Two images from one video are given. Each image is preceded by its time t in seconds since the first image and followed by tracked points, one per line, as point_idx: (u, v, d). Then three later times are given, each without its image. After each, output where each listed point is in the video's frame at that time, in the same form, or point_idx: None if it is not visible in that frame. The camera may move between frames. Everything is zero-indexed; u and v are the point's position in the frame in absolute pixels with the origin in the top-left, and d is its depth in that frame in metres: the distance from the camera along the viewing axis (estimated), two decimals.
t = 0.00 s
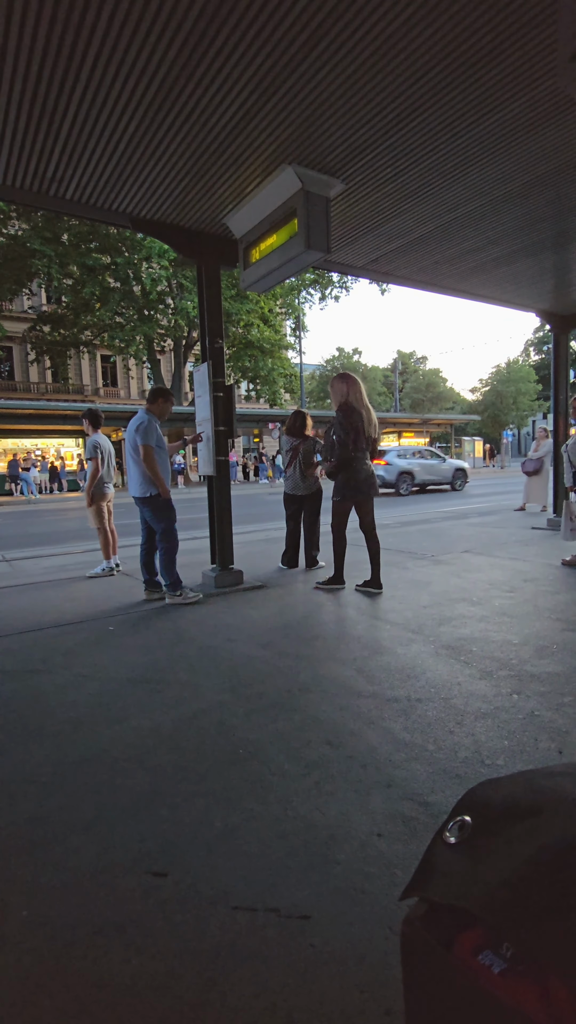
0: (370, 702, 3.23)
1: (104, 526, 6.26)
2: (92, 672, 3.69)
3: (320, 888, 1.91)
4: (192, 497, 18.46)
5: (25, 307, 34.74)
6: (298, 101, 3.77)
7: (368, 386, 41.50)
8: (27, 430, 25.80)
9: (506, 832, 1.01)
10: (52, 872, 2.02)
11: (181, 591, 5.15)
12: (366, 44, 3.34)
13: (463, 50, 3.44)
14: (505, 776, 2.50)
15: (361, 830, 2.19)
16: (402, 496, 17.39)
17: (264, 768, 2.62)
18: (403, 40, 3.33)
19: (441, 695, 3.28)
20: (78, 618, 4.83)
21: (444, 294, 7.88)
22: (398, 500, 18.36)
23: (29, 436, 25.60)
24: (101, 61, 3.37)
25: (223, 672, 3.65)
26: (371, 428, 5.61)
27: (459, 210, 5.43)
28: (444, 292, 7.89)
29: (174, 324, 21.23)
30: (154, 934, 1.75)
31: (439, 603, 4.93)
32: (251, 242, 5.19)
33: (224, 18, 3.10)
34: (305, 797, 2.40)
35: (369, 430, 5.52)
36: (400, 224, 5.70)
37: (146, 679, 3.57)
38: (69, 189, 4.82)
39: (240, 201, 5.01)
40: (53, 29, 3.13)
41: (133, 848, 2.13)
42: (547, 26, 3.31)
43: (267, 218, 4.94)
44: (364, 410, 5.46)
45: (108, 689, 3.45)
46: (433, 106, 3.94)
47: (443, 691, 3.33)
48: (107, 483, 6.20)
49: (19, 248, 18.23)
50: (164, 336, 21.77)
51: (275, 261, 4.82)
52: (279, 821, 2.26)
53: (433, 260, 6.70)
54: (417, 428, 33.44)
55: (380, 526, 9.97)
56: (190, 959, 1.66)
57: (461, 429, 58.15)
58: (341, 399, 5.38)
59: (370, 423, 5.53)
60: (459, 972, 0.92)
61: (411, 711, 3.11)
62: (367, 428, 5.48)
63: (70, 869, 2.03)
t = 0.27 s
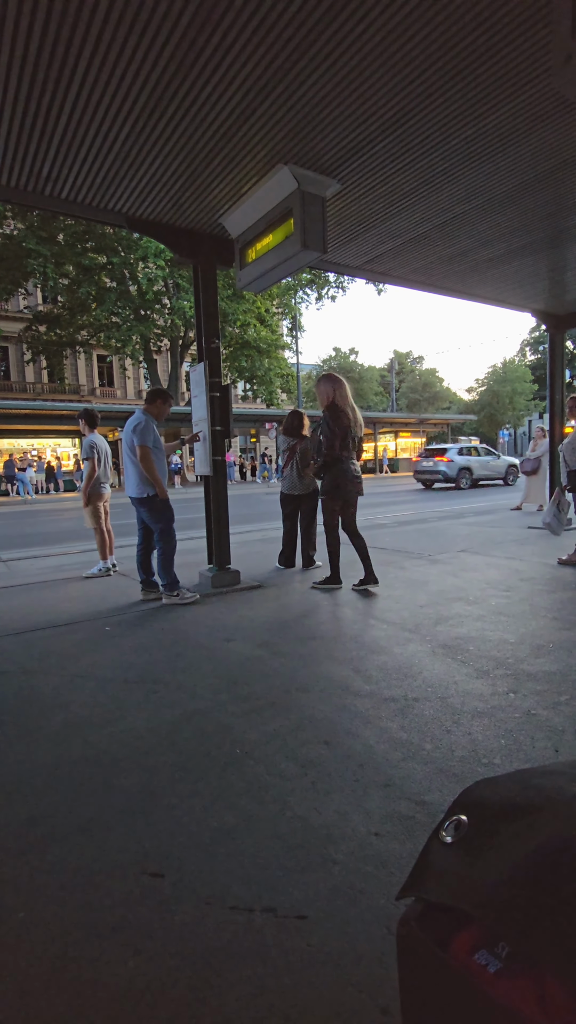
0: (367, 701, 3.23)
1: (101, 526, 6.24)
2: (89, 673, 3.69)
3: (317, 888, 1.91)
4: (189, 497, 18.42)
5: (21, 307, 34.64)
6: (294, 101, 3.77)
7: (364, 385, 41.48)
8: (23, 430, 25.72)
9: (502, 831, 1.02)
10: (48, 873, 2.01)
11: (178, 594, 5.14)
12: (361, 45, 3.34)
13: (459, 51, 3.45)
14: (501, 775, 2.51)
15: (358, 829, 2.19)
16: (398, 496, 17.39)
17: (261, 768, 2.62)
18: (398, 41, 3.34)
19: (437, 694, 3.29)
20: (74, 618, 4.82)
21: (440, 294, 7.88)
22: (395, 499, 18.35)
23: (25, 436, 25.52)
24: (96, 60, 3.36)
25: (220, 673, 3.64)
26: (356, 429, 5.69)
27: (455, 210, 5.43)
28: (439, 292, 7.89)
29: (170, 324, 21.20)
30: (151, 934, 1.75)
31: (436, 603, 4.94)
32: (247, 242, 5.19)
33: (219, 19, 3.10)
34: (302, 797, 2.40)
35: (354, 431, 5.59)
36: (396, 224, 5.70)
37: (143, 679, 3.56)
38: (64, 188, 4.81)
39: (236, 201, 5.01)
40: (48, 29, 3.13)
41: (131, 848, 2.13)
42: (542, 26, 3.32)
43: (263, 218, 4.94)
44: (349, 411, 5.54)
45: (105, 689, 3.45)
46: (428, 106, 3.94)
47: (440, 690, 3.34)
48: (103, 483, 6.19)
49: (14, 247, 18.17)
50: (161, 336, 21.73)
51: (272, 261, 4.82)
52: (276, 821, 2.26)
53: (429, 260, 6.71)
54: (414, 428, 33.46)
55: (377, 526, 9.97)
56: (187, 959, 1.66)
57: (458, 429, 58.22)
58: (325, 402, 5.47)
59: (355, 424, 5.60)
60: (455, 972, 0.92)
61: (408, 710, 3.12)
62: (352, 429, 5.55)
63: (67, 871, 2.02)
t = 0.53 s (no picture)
0: (364, 701, 3.24)
1: (99, 526, 6.24)
2: (86, 673, 3.68)
3: (315, 888, 1.92)
4: (187, 496, 18.39)
5: (18, 307, 34.58)
6: (291, 102, 3.77)
7: (362, 385, 41.48)
8: (20, 430, 25.67)
9: (498, 830, 1.02)
10: (46, 874, 2.01)
11: (176, 595, 5.14)
12: (358, 46, 3.34)
13: (456, 51, 3.45)
14: (499, 775, 2.51)
15: (355, 829, 2.19)
16: (396, 496, 17.40)
17: (259, 768, 2.62)
18: (395, 42, 3.34)
19: (435, 694, 3.29)
20: (72, 618, 4.82)
21: (437, 294, 7.89)
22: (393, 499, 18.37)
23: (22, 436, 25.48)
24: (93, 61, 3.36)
25: (218, 673, 3.65)
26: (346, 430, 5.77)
27: (452, 210, 5.44)
28: (437, 292, 7.90)
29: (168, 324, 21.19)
30: (149, 934, 1.75)
31: (434, 603, 4.94)
32: (245, 242, 5.20)
33: (216, 20, 3.10)
34: (300, 797, 2.41)
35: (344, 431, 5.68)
36: (394, 224, 5.71)
37: (141, 680, 3.56)
38: (61, 188, 4.81)
39: (233, 201, 5.01)
40: (45, 29, 3.13)
41: (129, 848, 2.13)
42: (539, 26, 3.32)
43: (261, 218, 4.94)
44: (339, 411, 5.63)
45: (103, 689, 3.45)
46: (426, 106, 3.95)
47: (438, 690, 3.34)
48: (101, 483, 6.18)
49: (11, 247, 18.13)
50: (158, 335, 21.71)
51: (269, 261, 4.82)
52: (274, 821, 2.26)
53: (427, 260, 6.72)
54: (412, 428, 33.49)
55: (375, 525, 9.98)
56: (185, 959, 1.66)
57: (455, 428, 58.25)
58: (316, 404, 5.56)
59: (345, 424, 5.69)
60: (451, 970, 0.93)
61: (406, 710, 3.12)
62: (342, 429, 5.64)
63: (65, 871, 2.02)
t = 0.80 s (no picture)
0: (363, 701, 3.24)
1: (97, 526, 6.23)
2: (86, 673, 3.68)
3: (314, 887, 1.92)
4: (185, 497, 18.38)
5: (16, 306, 34.53)
6: (290, 102, 3.77)
7: (360, 385, 41.51)
8: (18, 430, 25.64)
9: (498, 828, 1.02)
10: (45, 874, 2.01)
11: (174, 594, 5.14)
12: (357, 46, 3.35)
13: (455, 51, 3.45)
14: (497, 774, 2.51)
15: (355, 829, 2.19)
16: (394, 496, 17.39)
17: (258, 768, 2.62)
18: (393, 42, 3.35)
19: (434, 693, 3.30)
20: (71, 618, 4.81)
21: (436, 294, 7.90)
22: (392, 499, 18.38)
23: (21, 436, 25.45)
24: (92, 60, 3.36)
25: (217, 672, 3.65)
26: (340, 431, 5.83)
27: (451, 210, 5.44)
28: (435, 292, 7.91)
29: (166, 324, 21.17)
30: (148, 934, 1.75)
31: (433, 602, 4.95)
32: (244, 242, 5.20)
33: (215, 19, 3.10)
34: (300, 797, 2.41)
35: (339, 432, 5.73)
36: (392, 224, 5.71)
37: (140, 680, 3.56)
38: (60, 188, 4.80)
39: (232, 201, 5.01)
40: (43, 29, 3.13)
41: (128, 849, 2.13)
42: (538, 27, 3.32)
43: (259, 218, 4.94)
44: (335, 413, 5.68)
45: (101, 689, 3.44)
46: (426, 106, 3.95)
47: (437, 689, 3.34)
48: (100, 483, 6.18)
49: (9, 247, 18.11)
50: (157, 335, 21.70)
51: (268, 261, 4.82)
52: (273, 820, 2.26)
53: (425, 261, 6.72)
54: (410, 428, 33.51)
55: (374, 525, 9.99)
56: (185, 959, 1.66)
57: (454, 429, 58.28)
58: (312, 406, 5.62)
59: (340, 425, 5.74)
60: (451, 968, 0.93)
61: (405, 710, 3.12)
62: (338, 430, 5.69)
63: (64, 871, 2.02)
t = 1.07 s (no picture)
0: (362, 701, 3.24)
1: (96, 526, 6.23)
2: (84, 673, 3.68)
3: (312, 888, 1.92)
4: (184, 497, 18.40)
5: (14, 306, 34.45)
6: (289, 102, 3.78)
7: (359, 386, 41.58)
8: (17, 430, 25.62)
9: (496, 830, 1.02)
10: (42, 874, 2.01)
11: (173, 594, 5.14)
12: (357, 46, 3.35)
13: (455, 52, 3.46)
14: (495, 775, 2.51)
15: (352, 829, 2.19)
16: (392, 497, 17.36)
17: (256, 768, 2.62)
18: (392, 42, 3.35)
19: (432, 694, 3.29)
20: (70, 618, 4.81)
21: (434, 295, 7.90)
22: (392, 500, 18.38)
23: (19, 436, 25.42)
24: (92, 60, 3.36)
25: (215, 673, 3.64)
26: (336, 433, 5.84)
27: (450, 211, 5.45)
28: (434, 293, 7.91)
29: (165, 324, 21.17)
30: (146, 935, 1.75)
31: (431, 603, 4.95)
32: (243, 242, 5.20)
33: (214, 20, 3.10)
34: (297, 797, 2.41)
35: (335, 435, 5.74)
36: (391, 225, 5.72)
37: (137, 680, 3.56)
38: (59, 188, 4.80)
39: (232, 201, 5.01)
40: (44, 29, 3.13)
41: (126, 849, 2.13)
42: (537, 28, 3.33)
43: (259, 218, 4.94)
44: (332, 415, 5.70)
45: (99, 689, 3.44)
46: (425, 107, 3.95)
47: (434, 690, 3.34)
48: (98, 483, 6.17)
49: (8, 247, 18.09)
50: (156, 335, 21.69)
51: (267, 261, 4.82)
52: (271, 821, 2.26)
53: (424, 261, 6.73)
54: (408, 428, 33.47)
55: (373, 526, 9.98)
56: (182, 960, 1.66)
57: (453, 429, 58.32)
58: (311, 406, 5.66)
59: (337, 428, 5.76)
60: (449, 969, 0.93)
61: (403, 710, 3.13)
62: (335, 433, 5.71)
63: (62, 871, 2.02)
